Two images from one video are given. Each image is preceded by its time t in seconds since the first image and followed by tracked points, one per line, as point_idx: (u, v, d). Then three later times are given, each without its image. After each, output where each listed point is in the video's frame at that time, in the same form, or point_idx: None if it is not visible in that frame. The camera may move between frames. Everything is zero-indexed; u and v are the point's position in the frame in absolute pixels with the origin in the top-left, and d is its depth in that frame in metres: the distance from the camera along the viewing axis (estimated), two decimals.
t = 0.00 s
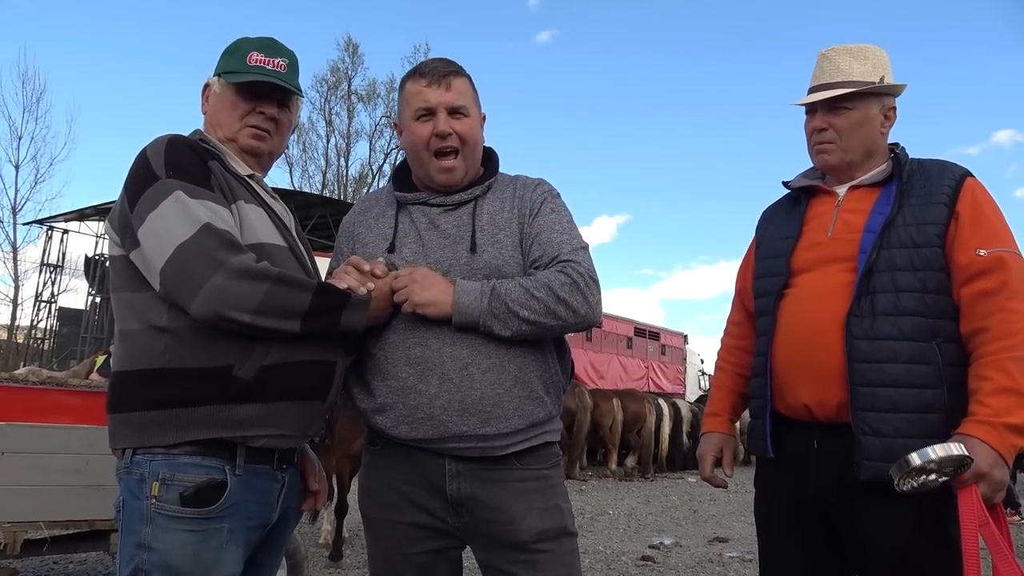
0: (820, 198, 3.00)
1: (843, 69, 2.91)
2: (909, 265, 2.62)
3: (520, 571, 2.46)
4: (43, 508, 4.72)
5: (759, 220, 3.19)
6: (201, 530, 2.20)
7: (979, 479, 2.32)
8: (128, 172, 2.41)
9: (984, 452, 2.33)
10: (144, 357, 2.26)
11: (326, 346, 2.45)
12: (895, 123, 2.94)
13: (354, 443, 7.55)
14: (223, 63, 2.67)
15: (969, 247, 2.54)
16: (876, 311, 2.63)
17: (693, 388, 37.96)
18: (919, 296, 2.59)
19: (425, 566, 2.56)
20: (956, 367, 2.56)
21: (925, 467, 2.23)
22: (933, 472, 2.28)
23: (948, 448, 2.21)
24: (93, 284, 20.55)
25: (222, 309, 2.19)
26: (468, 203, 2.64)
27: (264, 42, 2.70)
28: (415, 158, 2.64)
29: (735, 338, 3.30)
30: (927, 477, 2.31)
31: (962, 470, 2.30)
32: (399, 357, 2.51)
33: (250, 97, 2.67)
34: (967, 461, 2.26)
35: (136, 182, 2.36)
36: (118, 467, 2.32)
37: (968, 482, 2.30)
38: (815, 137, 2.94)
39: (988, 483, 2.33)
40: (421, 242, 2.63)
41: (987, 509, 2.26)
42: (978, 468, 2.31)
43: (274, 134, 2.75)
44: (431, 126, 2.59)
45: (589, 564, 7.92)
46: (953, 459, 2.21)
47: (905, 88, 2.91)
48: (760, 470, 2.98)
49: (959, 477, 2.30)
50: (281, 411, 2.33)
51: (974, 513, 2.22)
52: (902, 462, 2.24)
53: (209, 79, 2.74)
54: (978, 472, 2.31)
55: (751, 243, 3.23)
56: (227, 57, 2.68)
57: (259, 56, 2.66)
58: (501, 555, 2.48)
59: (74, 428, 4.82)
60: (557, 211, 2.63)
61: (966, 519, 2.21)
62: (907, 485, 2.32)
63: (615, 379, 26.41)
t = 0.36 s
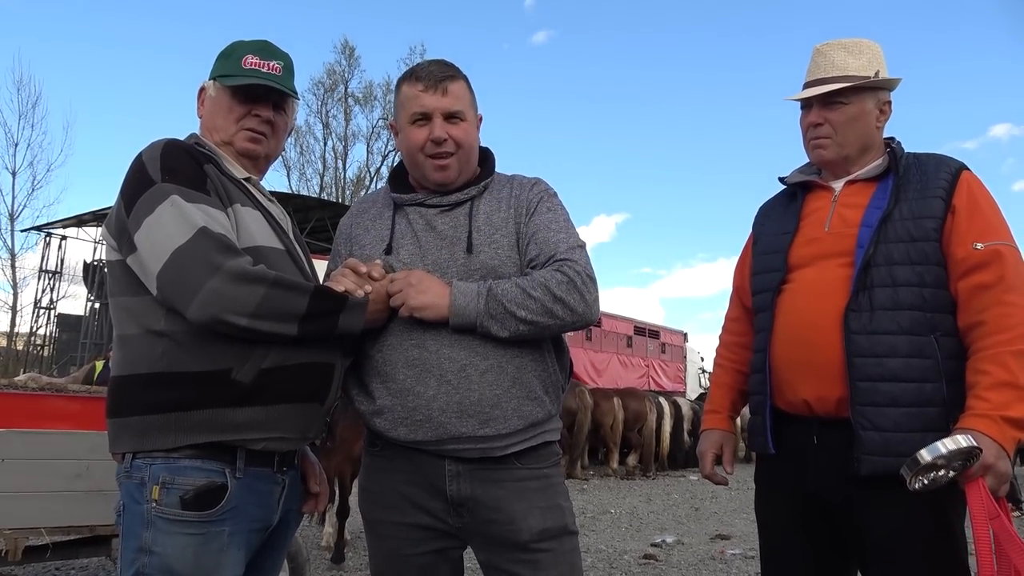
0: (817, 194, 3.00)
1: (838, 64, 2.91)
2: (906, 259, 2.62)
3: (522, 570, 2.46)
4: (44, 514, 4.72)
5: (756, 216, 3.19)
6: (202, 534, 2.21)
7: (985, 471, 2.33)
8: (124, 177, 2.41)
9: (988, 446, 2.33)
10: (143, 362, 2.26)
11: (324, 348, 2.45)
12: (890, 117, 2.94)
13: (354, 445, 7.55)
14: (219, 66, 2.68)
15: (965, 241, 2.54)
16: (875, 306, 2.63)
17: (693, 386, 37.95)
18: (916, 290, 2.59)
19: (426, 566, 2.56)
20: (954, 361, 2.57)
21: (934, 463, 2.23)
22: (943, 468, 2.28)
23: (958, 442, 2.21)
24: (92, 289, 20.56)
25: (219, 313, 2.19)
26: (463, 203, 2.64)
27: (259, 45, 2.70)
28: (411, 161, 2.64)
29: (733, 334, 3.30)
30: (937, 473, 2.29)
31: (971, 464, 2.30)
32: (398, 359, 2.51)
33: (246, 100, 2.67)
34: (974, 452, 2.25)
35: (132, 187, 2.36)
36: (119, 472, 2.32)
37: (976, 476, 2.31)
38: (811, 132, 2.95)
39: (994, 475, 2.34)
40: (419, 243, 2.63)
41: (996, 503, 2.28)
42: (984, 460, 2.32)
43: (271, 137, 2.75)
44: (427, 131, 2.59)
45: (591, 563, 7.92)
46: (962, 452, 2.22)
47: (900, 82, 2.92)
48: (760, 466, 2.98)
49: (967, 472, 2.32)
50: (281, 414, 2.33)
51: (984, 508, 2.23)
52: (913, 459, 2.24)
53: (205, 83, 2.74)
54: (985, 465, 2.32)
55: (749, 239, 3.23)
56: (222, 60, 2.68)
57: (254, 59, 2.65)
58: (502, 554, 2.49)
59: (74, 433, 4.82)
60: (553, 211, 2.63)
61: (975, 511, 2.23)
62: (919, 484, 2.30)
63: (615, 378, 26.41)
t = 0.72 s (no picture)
0: (816, 192, 3.00)
1: (836, 62, 2.91)
2: (905, 257, 2.62)
3: (521, 570, 2.46)
4: (43, 517, 4.71)
5: (755, 214, 3.19)
6: (200, 535, 2.20)
7: (986, 468, 2.32)
8: (122, 178, 2.41)
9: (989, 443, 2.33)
10: (141, 363, 2.25)
11: (323, 349, 2.44)
12: (888, 115, 2.94)
13: (353, 446, 7.54)
14: (216, 68, 2.67)
15: (964, 240, 2.54)
16: (873, 304, 2.63)
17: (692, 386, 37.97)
18: (915, 288, 2.59)
19: (425, 567, 2.56)
20: (953, 359, 2.57)
21: (939, 460, 2.22)
22: (946, 465, 2.27)
23: (962, 437, 2.22)
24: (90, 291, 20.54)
25: (218, 314, 2.18)
26: (467, 201, 2.65)
27: (255, 46, 2.70)
28: (414, 152, 2.62)
29: (731, 333, 3.30)
30: (941, 469, 2.28)
31: (972, 462, 2.30)
32: (398, 354, 2.51)
33: (243, 101, 2.67)
34: (979, 448, 2.26)
35: (130, 187, 2.35)
36: (117, 473, 2.31)
37: (977, 472, 2.31)
38: (809, 130, 2.94)
39: (995, 472, 2.34)
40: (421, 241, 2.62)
41: (996, 500, 2.27)
42: (986, 458, 2.31)
43: (268, 137, 2.74)
44: (430, 119, 2.58)
45: (591, 563, 7.91)
46: (967, 447, 2.22)
47: (898, 80, 2.92)
48: (759, 464, 2.98)
49: (970, 468, 2.31)
50: (279, 414, 2.33)
51: (986, 504, 2.22)
52: (917, 455, 2.24)
53: (202, 84, 2.73)
54: (986, 462, 2.31)
55: (747, 237, 3.22)
56: (219, 61, 2.68)
57: (250, 60, 2.65)
58: (502, 554, 2.48)
59: (73, 435, 4.81)
60: (558, 211, 2.61)
61: (977, 507, 2.22)
62: (922, 479, 2.29)
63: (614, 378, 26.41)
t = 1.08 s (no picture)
0: (814, 191, 3.00)
1: (835, 62, 2.91)
2: (904, 256, 2.62)
3: (522, 569, 2.46)
4: (41, 518, 4.71)
5: (754, 213, 3.19)
6: (200, 536, 2.20)
7: (982, 466, 2.32)
8: (121, 177, 2.40)
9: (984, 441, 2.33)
10: (140, 363, 2.25)
11: (322, 349, 2.44)
12: (887, 115, 2.94)
13: (352, 447, 7.53)
14: (215, 68, 2.67)
15: (962, 239, 2.54)
16: (872, 302, 2.63)
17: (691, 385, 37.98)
18: (914, 287, 2.59)
19: (425, 567, 2.55)
20: (951, 358, 2.57)
21: (935, 454, 2.22)
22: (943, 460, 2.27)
23: (959, 433, 2.22)
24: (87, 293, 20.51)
25: (219, 313, 2.18)
26: (469, 202, 2.65)
27: (254, 47, 2.69)
28: (421, 156, 2.64)
29: (730, 332, 3.30)
30: (937, 464, 2.27)
31: (969, 458, 2.30)
32: (400, 353, 2.50)
33: (242, 101, 2.66)
34: (975, 444, 2.27)
35: (129, 186, 2.35)
36: (115, 475, 2.31)
37: (971, 469, 2.31)
38: (807, 129, 2.95)
39: (990, 470, 2.34)
40: (423, 240, 2.61)
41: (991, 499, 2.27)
42: (981, 455, 2.31)
43: (267, 137, 2.74)
44: (439, 125, 2.59)
45: (590, 562, 7.91)
46: (964, 443, 2.22)
47: (897, 80, 2.92)
48: (759, 463, 2.97)
49: (965, 464, 2.31)
50: (279, 414, 2.32)
51: (980, 501, 2.22)
52: (913, 449, 2.24)
53: (201, 85, 2.73)
54: (982, 459, 2.31)
55: (746, 236, 3.22)
56: (218, 62, 2.68)
57: (249, 60, 2.65)
58: (502, 553, 2.48)
59: (72, 437, 4.80)
60: (558, 207, 2.65)
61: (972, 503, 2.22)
62: (921, 474, 2.27)
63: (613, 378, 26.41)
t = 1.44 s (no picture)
0: (814, 195, 3.00)
1: (835, 65, 2.91)
2: (902, 259, 2.62)
3: (518, 569, 2.46)
4: (37, 515, 4.70)
5: (753, 215, 3.19)
6: (196, 534, 2.20)
7: (974, 467, 2.32)
8: (121, 174, 2.40)
9: (977, 443, 2.34)
10: (138, 360, 2.25)
11: (320, 348, 2.44)
12: (886, 119, 2.94)
13: (349, 446, 7.53)
14: (216, 66, 2.67)
15: (961, 243, 2.55)
16: (870, 306, 2.63)
17: (688, 387, 37.99)
18: (911, 291, 2.59)
19: (421, 567, 2.55)
20: (947, 361, 2.57)
21: (924, 457, 2.23)
22: (932, 462, 2.28)
23: (947, 436, 2.22)
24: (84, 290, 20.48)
25: (218, 311, 2.18)
26: (469, 205, 2.64)
27: (255, 46, 2.69)
28: (417, 164, 2.64)
29: (728, 334, 3.30)
30: (926, 466, 2.29)
31: (959, 458, 2.31)
32: (398, 354, 2.50)
33: (242, 100, 2.66)
34: (963, 447, 2.27)
35: (129, 183, 2.35)
36: (111, 472, 2.30)
37: (963, 470, 2.31)
38: (806, 133, 2.95)
39: (982, 471, 2.34)
40: (421, 242, 2.61)
41: (983, 499, 2.28)
42: (972, 456, 2.32)
43: (267, 136, 2.74)
44: (435, 136, 2.59)
45: (586, 563, 7.91)
46: (952, 445, 2.23)
47: (896, 84, 2.92)
48: (756, 465, 2.97)
49: (954, 466, 2.32)
50: (276, 413, 2.32)
51: (973, 501, 2.23)
52: (902, 453, 2.24)
53: (201, 82, 2.73)
54: (973, 460, 2.32)
55: (744, 239, 3.22)
56: (219, 60, 2.67)
57: (250, 59, 2.65)
58: (498, 554, 2.48)
59: (68, 434, 4.79)
60: (563, 224, 2.67)
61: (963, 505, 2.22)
62: (908, 477, 2.31)
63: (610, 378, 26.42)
